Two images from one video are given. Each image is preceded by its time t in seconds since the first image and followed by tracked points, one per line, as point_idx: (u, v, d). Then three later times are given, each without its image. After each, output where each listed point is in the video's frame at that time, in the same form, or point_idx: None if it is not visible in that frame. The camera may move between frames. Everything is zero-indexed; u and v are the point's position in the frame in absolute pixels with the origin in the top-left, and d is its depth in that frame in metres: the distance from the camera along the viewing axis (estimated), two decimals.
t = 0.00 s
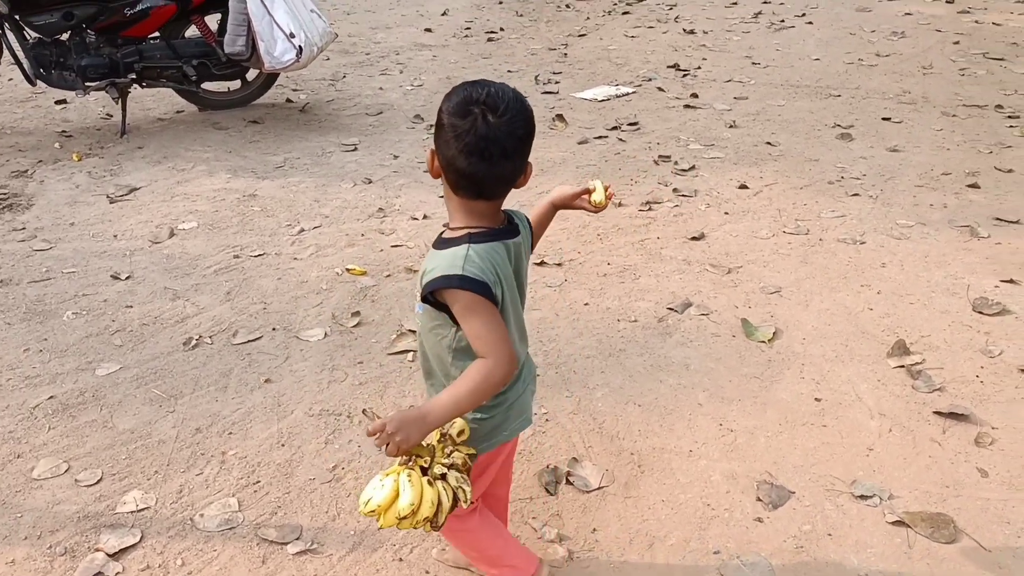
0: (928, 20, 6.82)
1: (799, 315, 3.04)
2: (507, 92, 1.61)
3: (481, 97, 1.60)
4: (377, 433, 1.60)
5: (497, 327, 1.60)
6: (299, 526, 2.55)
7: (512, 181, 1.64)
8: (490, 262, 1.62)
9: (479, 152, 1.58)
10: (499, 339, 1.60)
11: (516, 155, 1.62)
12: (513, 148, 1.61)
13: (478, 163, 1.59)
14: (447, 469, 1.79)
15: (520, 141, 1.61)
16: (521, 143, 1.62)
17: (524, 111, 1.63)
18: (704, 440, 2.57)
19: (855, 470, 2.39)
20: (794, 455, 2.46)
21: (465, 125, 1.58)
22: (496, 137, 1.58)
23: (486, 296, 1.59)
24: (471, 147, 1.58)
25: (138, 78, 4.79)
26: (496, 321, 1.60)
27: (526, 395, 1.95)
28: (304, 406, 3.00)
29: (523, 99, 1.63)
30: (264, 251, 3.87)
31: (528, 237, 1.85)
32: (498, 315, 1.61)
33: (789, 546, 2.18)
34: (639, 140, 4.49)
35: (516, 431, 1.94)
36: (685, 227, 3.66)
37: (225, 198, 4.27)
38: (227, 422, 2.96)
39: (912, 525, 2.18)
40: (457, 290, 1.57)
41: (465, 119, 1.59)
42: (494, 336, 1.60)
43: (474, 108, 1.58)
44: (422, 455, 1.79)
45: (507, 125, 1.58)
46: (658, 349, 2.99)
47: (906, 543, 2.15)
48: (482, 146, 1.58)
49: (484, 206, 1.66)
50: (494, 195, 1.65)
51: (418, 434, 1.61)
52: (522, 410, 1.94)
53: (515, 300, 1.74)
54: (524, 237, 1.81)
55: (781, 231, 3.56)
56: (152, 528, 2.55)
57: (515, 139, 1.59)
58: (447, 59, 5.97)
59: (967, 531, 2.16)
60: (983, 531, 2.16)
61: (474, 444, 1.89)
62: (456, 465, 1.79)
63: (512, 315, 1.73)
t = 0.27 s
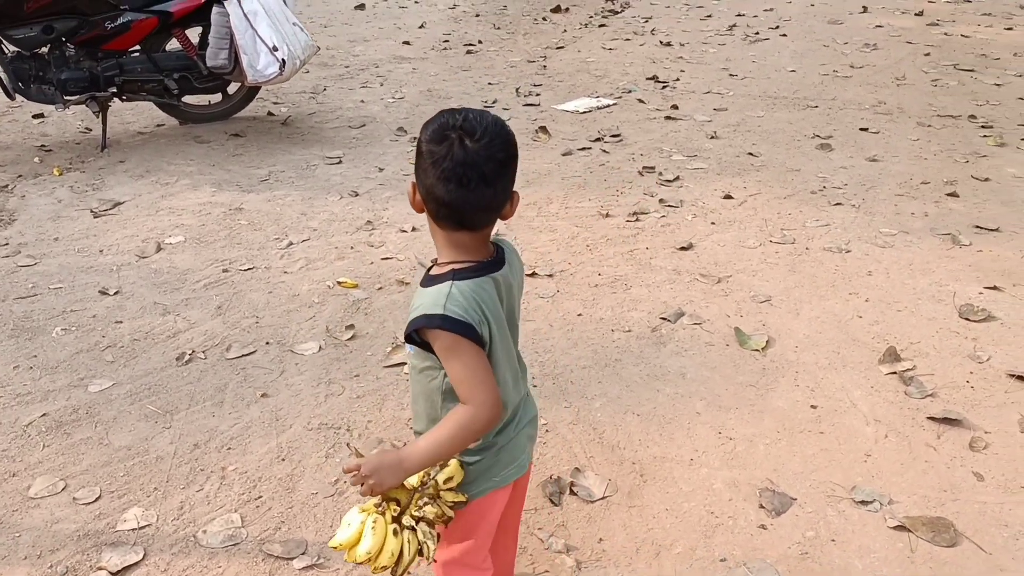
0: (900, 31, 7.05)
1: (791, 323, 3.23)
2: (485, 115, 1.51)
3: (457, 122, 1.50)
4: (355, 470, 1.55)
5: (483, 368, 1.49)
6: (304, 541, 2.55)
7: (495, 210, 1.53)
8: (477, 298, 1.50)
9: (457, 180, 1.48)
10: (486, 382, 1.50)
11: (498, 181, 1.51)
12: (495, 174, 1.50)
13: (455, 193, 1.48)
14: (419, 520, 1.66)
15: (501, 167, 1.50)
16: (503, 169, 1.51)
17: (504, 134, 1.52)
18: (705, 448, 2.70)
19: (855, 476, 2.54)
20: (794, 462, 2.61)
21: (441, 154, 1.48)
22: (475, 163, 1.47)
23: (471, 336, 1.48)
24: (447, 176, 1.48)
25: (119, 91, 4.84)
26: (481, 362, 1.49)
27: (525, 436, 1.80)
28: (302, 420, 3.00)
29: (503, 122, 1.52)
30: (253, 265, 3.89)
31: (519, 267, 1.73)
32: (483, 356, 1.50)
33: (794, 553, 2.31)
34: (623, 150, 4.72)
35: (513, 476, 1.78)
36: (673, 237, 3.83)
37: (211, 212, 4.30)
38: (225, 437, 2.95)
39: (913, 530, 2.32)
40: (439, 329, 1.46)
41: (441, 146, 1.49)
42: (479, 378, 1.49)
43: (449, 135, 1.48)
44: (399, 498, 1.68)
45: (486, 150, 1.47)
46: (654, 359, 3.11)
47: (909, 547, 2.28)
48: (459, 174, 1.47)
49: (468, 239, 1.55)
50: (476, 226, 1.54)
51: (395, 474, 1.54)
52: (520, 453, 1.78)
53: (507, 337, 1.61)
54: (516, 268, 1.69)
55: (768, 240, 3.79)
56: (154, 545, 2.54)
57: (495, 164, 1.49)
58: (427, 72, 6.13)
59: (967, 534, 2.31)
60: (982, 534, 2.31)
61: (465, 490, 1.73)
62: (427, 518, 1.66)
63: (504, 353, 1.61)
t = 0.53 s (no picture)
0: (906, 41, 7.16)
1: (804, 329, 3.34)
2: (498, 129, 1.49)
3: (470, 136, 1.48)
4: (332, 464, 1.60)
5: (474, 391, 1.51)
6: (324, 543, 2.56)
7: (507, 227, 1.51)
8: (477, 319, 1.51)
9: (468, 196, 1.46)
10: (476, 404, 1.51)
11: (511, 198, 1.49)
12: (508, 190, 1.48)
13: (467, 210, 1.47)
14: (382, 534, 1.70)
15: (514, 183, 1.48)
16: (517, 185, 1.49)
17: (519, 148, 1.50)
18: (721, 453, 2.76)
19: (872, 482, 2.62)
20: (811, 468, 2.69)
21: (452, 169, 1.47)
22: (487, 178, 1.46)
23: (466, 357, 1.49)
24: (458, 192, 1.47)
25: (130, 96, 4.90)
26: (473, 384, 1.50)
27: (534, 461, 1.79)
28: (319, 422, 3.02)
29: (518, 135, 1.50)
30: (266, 269, 3.94)
31: (535, 288, 1.72)
32: (478, 377, 1.51)
33: (814, 558, 2.36)
34: (632, 157, 4.86)
35: (519, 503, 1.76)
36: (684, 244, 3.96)
37: (223, 217, 4.38)
38: (242, 438, 2.96)
39: (933, 536, 2.40)
40: (433, 347, 1.48)
41: (452, 160, 1.47)
42: (469, 400, 1.51)
43: (461, 149, 1.47)
44: (369, 505, 1.72)
45: (498, 165, 1.45)
46: (668, 364, 3.19)
47: (928, 553, 2.36)
48: (471, 191, 1.46)
49: (479, 256, 1.54)
50: (489, 242, 1.52)
51: (371, 481, 1.58)
52: (527, 479, 1.77)
53: (513, 360, 1.61)
54: (530, 290, 1.68)
55: (779, 247, 3.92)
56: (174, 545, 2.54)
57: (507, 181, 1.47)
58: (434, 79, 6.27)
59: (985, 541, 2.39)
60: (999, 540, 2.40)
61: (469, 514, 1.74)
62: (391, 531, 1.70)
63: (507, 376, 1.61)
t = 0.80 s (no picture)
0: (924, 43, 7.15)
1: (823, 330, 3.34)
2: (519, 124, 1.50)
3: (490, 132, 1.49)
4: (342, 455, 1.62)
5: (479, 394, 1.51)
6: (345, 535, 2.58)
7: (528, 222, 1.51)
8: (485, 321, 1.51)
9: (489, 191, 1.47)
10: (478, 408, 1.51)
11: (532, 192, 1.50)
12: (529, 185, 1.49)
13: (488, 205, 1.47)
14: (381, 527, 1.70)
15: (535, 177, 1.49)
16: (538, 179, 1.50)
17: (540, 143, 1.51)
18: (741, 452, 2.76)
19: (893, 483, 2.62)
20: (831, 468, 2.69)
21: (472, 165, 1.47)
22: (508, 173, 1.46)
23: (471, 359, 1.49)
24: (479, 188, 1.47)
25: (150, 89, 4.95)
26: (477, 387, 1.50)
27: (546, 464, 1.79)
28: (339, 415, 3.03)
29: (538, 131, 1.51)
30: (284, 262, 3.96)
31: (554, 289, 1.71)
32: (485, 380, 1.52)
33: (834, 558, 2.36)
34: (650, 155, 4.87)
35: (530, 505, 1.77)
36: (703, 243, 3.96)
37: (242, 210, 4.40)
38: (262, 430, 2.98)
39: (954, 538, 2.40)
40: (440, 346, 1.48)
41: (473, 155, 1.48)
42: (473, 404, 1.51)
43: (481, 144, 1.48)
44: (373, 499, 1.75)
45: (519, 159, 1.46)
46: (686, 362, 3.19)
47: (950, 554, 2.36)
48: (491, 185, 1.46)
49: (500, 254, 1.54)
50: (510, 239, 1.52)
51: (375, 476, 1.59)
52: (538, 481, 1.77)
53: (523, 363, 1.60)
54: (548, 293, 1.68)
55: (798, 247, 3.92)
56: (196, 535, 2.56)
57: (529, 174, 1.47)
58: (451, 75, 6.28)
59: (1007, 544, 2.39)
60: (1021, 543, 2.39)
61: (479, 513, 1.75)
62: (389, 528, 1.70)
63: (516, 378, 1.61)
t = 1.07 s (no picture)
0: (940, 37, 7.10)
1: (838, 325, 3.33)
2: (528, 113, 1.51)
3: (499, 122, 1.50)
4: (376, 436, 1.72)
5: (486, 378, 1.52)
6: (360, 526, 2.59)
7: (537, 210, 1.52)
8: (495, 306, 1.52)
9: (498, 177, 1.48)
10: (484, 393, 1.52)
11: (542, 179, 1.50)
12: (538, 172, 1.49)
13: (496, 191, 1.48)
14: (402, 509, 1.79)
15: (544, 165, 1.50)
16: (547, 167, 1.50)
17: (549, 132, 1.52)
18: (756, 447, 2.76)
19: (908, 479, 2.61)
20: (846, 463, 2.68)
21: (481, 152, 1.48)
22: (517, 159, 1.47)
23: (479, 343, 1.50)
24: (488, 174, 1.48)
25: (166, 82, 4.98)
26: (484, 371, 1.52)
27: (567, 451, 1.79)
28: (354, 408, 3.05)
29: (547, 120, 1.52)
30: (299, 255, 3.98)
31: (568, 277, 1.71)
32: (492, 365, 1.52)
33: (849, 553, 2.36)
34: (664, 150, 4.86)
35: (554, 493, 1.77)
36: (718, 238, 3.95)
37: (257, 203, 4.43)
38: (278, 422, 3.00)
39: (970, 534, 2.39)
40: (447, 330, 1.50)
41: (483, 143, 1.50)
42: (478, 389, 1.52)
43: (491, 133, 1.49)
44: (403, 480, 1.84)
45: (528, 146, 1.47)
46: (701, 357, 3.19)
47: (966, 550, 2.35)
48: (500, 172, 1.47)
49: (508, 240, 1.54)
50: (519, 226, 1.53)
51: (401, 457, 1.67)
52: (560, 468, 1.77)
53: (535, 349, 1.61)
54: (559, 279, 1.68)
55: (813, 242, 3.90)
56: (213, 525, 2.58)
57: (538, 162, 1.48)
58: (465, 69, 6.28)
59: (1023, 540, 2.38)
60: None
61: (508, 506, 1.75)
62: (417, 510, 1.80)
63: (529, 364, 1.61)
